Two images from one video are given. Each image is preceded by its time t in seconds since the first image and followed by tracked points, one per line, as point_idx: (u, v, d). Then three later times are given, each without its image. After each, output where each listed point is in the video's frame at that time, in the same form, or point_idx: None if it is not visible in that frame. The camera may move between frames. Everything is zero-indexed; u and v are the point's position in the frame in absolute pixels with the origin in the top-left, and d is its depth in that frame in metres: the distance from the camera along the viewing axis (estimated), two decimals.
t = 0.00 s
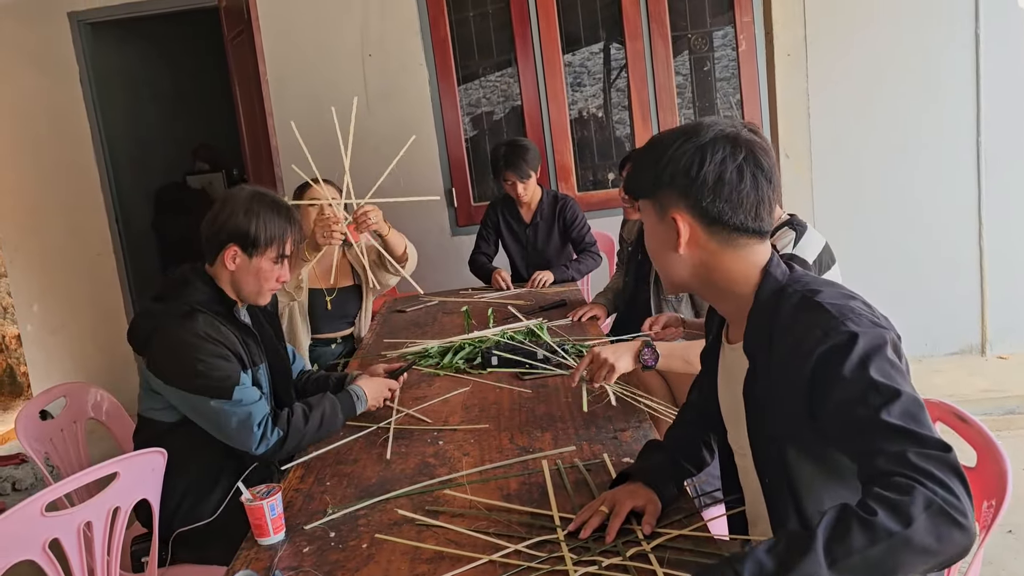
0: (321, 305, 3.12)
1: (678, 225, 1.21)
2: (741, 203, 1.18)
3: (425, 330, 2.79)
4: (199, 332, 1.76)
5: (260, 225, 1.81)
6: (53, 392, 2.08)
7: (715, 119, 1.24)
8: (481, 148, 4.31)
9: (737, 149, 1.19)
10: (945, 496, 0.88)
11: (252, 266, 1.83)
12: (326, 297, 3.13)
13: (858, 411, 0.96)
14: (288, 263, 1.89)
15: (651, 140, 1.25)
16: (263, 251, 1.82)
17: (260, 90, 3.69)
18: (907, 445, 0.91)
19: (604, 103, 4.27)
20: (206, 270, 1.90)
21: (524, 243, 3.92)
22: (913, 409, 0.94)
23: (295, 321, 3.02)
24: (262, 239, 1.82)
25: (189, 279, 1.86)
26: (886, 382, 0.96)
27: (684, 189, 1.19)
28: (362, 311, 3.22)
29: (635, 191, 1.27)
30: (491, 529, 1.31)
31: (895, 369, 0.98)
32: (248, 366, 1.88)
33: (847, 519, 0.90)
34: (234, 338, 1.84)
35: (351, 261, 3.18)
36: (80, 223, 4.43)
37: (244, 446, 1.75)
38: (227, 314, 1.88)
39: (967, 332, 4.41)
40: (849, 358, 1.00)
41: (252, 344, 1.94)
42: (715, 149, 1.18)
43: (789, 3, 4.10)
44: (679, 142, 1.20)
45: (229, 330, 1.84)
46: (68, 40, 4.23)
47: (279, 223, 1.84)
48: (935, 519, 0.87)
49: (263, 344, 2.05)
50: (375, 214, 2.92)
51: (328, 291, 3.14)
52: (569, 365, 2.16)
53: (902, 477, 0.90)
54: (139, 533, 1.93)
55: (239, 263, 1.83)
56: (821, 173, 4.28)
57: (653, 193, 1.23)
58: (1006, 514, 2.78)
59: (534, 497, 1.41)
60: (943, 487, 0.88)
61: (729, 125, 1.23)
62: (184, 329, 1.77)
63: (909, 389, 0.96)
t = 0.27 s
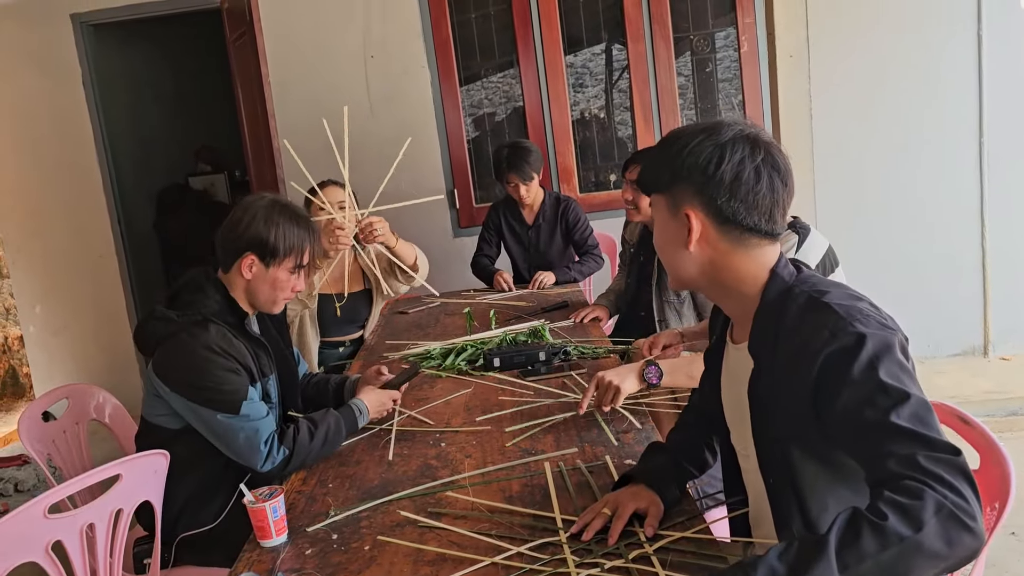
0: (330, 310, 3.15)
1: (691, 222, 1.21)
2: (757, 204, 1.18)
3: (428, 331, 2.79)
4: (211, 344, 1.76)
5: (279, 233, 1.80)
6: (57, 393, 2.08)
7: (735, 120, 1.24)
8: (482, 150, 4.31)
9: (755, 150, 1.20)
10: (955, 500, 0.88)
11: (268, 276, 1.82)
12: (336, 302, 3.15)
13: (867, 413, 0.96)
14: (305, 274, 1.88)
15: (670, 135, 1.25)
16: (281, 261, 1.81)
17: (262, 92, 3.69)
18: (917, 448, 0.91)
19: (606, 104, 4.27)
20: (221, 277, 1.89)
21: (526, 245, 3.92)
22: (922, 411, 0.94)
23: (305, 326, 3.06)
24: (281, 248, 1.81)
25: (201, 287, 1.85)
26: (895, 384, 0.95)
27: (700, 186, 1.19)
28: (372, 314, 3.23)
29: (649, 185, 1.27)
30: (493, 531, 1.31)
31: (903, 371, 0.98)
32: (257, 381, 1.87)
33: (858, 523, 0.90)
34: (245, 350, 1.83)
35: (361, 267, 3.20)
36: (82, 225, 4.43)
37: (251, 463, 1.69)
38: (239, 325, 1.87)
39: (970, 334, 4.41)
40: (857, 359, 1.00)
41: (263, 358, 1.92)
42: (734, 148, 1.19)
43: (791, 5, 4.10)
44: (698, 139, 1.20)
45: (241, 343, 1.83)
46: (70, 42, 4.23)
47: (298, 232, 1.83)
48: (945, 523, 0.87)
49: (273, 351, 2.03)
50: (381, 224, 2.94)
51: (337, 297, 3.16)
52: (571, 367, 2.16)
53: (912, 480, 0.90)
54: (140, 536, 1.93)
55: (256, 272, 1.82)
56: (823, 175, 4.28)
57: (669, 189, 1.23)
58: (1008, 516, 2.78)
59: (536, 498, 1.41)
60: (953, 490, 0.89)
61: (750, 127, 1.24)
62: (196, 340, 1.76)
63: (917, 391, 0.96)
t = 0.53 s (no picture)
0: (338, 315, 3.12)
1: (697, 219, 1.21)
2: (766, 204, 1.18)
3: (427, 332, 2.79)
4: (208, 350, 1.75)
5: (285, 241, 1.78)
6: (55, 395, 2.07)
7: (749, 119, 1.23)
8: (482, 151, 4.31)
9: (768, 151, 1.19)
10: (961, 511, 0.88)
11: (272, 286, 1.81)
12: (344, 307, 3.13)
13: (873, 421, 0.95)
14: (310, 283, 1.87)
15: (681, 131, 1.25)
16: (286, 271, 1.80)
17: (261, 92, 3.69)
18: (923, 458, 0.91)
19: (605, 104, 4.27)
20: (221, 280, 1.89)
21: (525, 246, 3.92)
22: (928, 420, 0.93)
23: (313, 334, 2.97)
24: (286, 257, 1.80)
25: (201, 291, 1.84)
26: (901, 392, 0.94)
27: (709, 183, 1.19)
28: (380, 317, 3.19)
29: (657, 181, 1.27)
30: (492, 533, 1.31)
31: (909, 378, 0.97)
32: (255, 385, 1.86)
33: (864, 534, 0.90)
34: (242, 355, 1.83)
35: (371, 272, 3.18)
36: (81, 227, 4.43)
37: (250, 471, 1.69)
38: (236, 330, 1.86)
39: (970, 334, 4.41)
40: (863, 365, 0.99)
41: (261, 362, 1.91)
42: (746, 147, 1.18)
43: (790, 5, 4.10)
44: (710, 137, 1.20)
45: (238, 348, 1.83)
46: (68, 44, 4.23)
47: (305, 240, 1.82)
48: (951, 534, 0.87)
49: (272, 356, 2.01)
50: (395, 234, 2.96)
51: (346, 301, 3.14)
52: (571, 368, 2.15)
53: (918, 491, 0.89)
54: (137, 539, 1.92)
55: (261, 281, 1.81)
56: (823, 175, 4.27)
57: (678, 185, 1.22)
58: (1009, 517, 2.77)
59: (535, 500, 1.40)
60: (959, 501, 0.88)
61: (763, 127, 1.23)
62: (193, 345, 1.76)
63: (923, 399, 0.95)
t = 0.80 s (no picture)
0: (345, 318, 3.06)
1: (705, 226, 1.20)
2: (776, 215, 1.17)
3: (423, 335, 2.78)
4: (201, 356, 1.75)
5: (282, 249, 1.78)
6: (50, 399, 2.07)
7: (761, 125, 1.22)
8: (478, 153, 4.31)
9: (780, 160, 1.18)
10: (960, 541, 0.89)
11: (267, 294, 1.81)
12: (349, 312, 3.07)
13: (875, 446, 0.96)
14: (305, 291, 1.86)
15: (693, 133, 1.23)
16: (281, 279, 1.79)
17: (256, 94, 3.68)
18: (924, 486, 0.92)
19: (601, 106, 4.27)
20: (216, 285, 1.88)
21: (521, 249, 3.92)
22: (930, 446, 0.93)
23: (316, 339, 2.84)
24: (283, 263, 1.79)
25: (196, 295, 1.84)
26: (904, 416, 0.95)
27: (719, 190, 1.18)
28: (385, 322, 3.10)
29: (666, 183, 1.25)
30: (487, 538, 1.30)
31: (914, 400, 0.97)
32: (250, 391, 1.86)
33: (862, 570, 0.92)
34: (237, 361, 1.82)
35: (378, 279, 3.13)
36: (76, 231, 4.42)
37: (244, 477, 1.68)
38: (229, 337, 1.85)
39: (966, 336, 4.41)
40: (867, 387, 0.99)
41: (256, 368, 1.90)
42: (758, 156, 1.17)
43: (785, 7, 4.11)
44: (722, 142, 1.18)
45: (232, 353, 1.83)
46: (62, 47, 4.21)
47: (301, 248, 1.81)
48: (950, 565, 0.88)
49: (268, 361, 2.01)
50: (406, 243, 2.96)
51: (352, 306, 3.08)
52: (567, 371, 2.15)
53: (917, 521, 0.91)
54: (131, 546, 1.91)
55: (256, 289, 1.81)
56: (818, 177, 4.28)
57: (687, 189, 1.21)
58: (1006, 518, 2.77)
59: (530, 504, 1.40)
60: (958, 530, 0.89)
61: (775, 134, 1.22)
62: (187, 351, 1.75)
63: (928, 423, 0.95)
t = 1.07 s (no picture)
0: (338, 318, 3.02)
1: (727, 239, 1.19)
2: (801, 235, 1.16)
3: (418, 337, 2.78)
4: (195, 357, 1.74)
5: (274, 250, 1.77)
6: (43, 401, 2.06)
7: (788, 139, 1.20)
8: (472, 154, 4.31)
9: (808, 176, 1.16)
10: None
11: (260, 295, 1.80)
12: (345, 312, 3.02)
13: (890, 492, 1.02)
14: (298, 292, 1.86)
15: (722, 144, 1.21)
16: (274, 281, 1.79)
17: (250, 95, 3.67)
18: (935, 543, 0.99)
19: (596, 107, 4.27)
20: (210, 287, 1.87)
21: (516, 250, 3.91)
22: (943, 502, 0.99)
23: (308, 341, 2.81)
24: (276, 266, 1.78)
25: (189, 297, 1.83)
26: (919, 470, 0.99)
27: (743, 205, 1.16)
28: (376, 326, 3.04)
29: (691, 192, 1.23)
30: (481, 540, 1.30)
31: (934, 448, 1.00)
32: (244, 393, 1.85)
33: None
34: (231, 363, 1.82)
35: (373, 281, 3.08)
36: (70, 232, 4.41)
37: (238, 479, 1.68)
38: (223, 338, 1.84)
39: (960, 336, 4.42)
40: (882, 433, 1.02)
41: (250, 370, 1.90)
42: (786, 170, 1.15)
43: (780, 8, 4.11)
44: (748, 156, 1.16)
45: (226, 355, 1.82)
46: (57, 47, 4.21)
47: (294, 249, 1.80)
48: None
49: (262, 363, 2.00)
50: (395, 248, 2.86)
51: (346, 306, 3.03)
52: (562, 372, 2.15)
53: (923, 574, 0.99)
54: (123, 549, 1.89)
55: (249, 290, 1.80)
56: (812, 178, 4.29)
57: (711, 203, 1.20)
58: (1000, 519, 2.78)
59: (524, 506, 1.40)
60: None
61: (803, 148, 1.20)
62: (181, 352, 1.74)
63: (942, 474, 1.00)
